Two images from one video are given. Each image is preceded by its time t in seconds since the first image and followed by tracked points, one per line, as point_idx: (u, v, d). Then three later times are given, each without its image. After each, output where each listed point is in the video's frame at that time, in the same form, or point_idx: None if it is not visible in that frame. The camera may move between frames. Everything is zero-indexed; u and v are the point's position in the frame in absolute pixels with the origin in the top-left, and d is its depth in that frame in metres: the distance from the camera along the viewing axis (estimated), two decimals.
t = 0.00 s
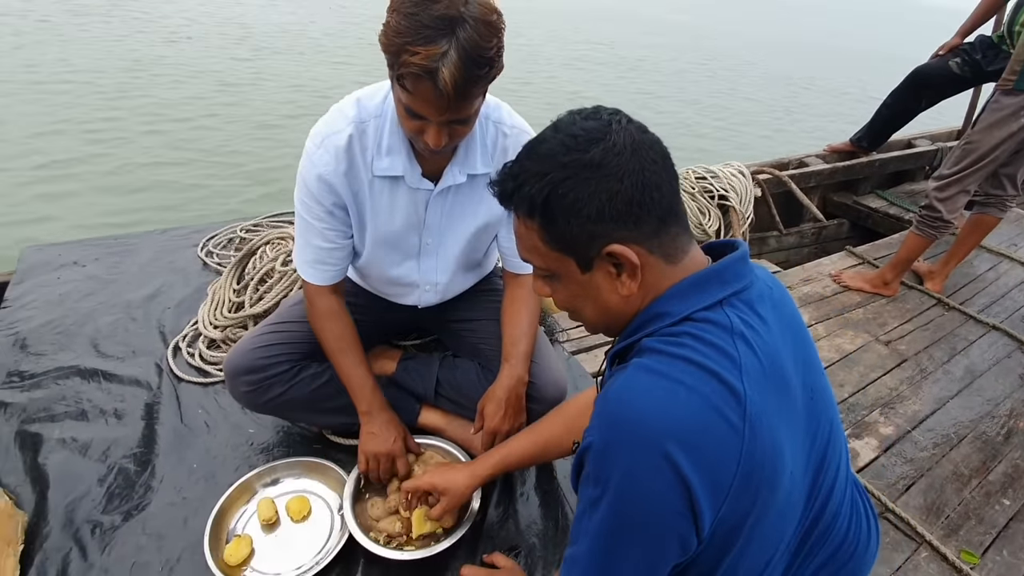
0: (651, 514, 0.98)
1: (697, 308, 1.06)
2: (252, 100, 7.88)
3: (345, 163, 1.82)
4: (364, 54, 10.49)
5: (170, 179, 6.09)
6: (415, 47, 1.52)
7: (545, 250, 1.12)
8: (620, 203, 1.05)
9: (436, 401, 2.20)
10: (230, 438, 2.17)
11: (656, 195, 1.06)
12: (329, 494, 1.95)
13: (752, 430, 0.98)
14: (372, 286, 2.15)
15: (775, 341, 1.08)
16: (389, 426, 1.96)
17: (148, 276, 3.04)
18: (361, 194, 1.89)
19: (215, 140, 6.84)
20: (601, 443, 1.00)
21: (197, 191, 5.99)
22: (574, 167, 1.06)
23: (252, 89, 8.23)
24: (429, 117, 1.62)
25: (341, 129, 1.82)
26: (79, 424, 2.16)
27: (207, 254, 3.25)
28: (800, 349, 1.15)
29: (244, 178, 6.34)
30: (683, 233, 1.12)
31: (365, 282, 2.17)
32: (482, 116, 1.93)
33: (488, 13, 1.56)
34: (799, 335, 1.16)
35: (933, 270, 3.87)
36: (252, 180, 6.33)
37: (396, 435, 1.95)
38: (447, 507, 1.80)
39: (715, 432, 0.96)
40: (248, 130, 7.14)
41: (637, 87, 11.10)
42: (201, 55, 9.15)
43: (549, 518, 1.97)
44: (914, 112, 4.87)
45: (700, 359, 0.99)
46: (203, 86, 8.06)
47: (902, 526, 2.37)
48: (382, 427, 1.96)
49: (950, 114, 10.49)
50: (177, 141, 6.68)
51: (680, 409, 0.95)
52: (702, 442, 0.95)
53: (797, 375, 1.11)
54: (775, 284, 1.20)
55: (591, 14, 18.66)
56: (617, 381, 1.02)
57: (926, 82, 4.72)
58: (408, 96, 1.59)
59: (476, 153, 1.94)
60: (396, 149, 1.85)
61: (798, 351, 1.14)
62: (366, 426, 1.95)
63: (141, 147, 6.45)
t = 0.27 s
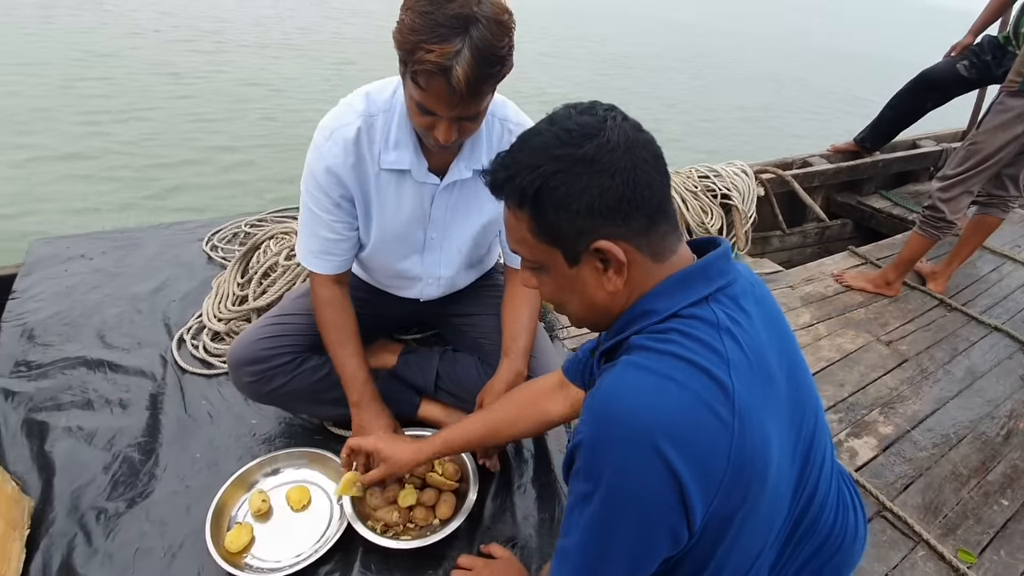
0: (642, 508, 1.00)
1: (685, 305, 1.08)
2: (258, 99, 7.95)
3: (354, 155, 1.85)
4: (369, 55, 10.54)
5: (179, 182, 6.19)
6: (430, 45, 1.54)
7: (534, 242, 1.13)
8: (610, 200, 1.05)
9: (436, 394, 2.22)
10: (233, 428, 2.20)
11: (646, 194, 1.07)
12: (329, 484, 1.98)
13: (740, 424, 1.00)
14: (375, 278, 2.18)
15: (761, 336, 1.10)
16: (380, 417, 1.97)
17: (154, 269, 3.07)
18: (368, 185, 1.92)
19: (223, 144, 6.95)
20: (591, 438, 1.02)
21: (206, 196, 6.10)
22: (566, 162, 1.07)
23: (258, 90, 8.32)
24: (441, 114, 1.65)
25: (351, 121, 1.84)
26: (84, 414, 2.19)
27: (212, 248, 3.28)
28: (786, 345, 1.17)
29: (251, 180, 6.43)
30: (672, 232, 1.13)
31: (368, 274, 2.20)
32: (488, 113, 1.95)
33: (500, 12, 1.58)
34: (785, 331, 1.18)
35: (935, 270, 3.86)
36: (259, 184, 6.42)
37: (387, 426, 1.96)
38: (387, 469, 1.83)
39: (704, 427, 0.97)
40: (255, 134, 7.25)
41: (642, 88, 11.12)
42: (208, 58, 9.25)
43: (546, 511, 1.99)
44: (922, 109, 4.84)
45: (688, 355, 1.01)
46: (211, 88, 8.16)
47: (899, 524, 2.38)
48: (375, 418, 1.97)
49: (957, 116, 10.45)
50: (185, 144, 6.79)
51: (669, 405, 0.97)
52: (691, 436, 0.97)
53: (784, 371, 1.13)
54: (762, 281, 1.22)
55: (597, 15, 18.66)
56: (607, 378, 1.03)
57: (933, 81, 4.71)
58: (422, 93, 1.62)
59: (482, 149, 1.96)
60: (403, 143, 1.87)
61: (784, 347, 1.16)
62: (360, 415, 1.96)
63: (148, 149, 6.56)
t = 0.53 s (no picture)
0: (637, 491, 0.99)
1: (684, 289, 1.07)
2: (270, 91, 7.98)
3: (365, 140, 1.85)
4: (381, 50, 10.56)
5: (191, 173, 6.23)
6: (451, 31, 1.53)
7: (531, 236, 1.12)
8: (601, 187, 1.04)
9: (440, 383, 2.22)
10: (238, 413, 2.21)
11: (638, 178, 1.06)
12: (333, 470, 1.99)
13: (737, 408, 0.99)
14: (381, 266, 2.18)
15: (761, 323, 1.09)
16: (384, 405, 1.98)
17: (164, 256, 3.10)
18: (378, 172, 1.92)
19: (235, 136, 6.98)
20: (587, 421, 1.01)
21: (218, 186, 6.13)
22: (553, 154, 1.06)
23: (271, 84, 8.37)
24: (457, 101, 1.64)
25: (362, 106, 1.84)
26: (93, 396, 2.22)
27: (221, 237, 3.31)
28: (786, 332, 1.15)
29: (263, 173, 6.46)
30: (667, 216, 1.12)
31: (374, 262, 2.20)
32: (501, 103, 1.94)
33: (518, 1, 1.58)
34: (787, 319, 1.17)
35: (947, 272, 3.81)
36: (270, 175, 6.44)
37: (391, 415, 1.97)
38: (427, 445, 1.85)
39: (700, 411, 0.96)
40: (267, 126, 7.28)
41: (653, 89, 11.09)
42: (222, 50, 9.31)
43: (547, 502, 1.99)
44: (937, 113, 4.81)
45: (685, 339, 1.00)
46: (224, 81, 8.21)
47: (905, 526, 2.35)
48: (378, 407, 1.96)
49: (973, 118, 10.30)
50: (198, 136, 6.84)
51: (665, 388, 0.96)
52: (687, 420, 0.96)
53: (783, 357, 1.12)
54: (763, 268, 1.20)
55: (610, 13, 18.56)
56: (603, 361, 1.02)
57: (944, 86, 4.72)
58: (439, 79, 1.61)
59: (493, 137, 1.96)
60: (414, 129, 1.87)
61: (784, 334, 1.14)
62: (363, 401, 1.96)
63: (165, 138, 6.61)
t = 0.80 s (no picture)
0: (642, 481, 0.96)
1: (694, 275, 1.02)
2: (276, 75, 7.91)
3: (370, 124, 1.81)
4: (390, 36, 10.45)
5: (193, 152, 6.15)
6: (462, 10, 1.48)
7: (532, 230, 1.08)
8: (601, 177, 1.00)
9: (442, 373, 2.19)
10: (237, 398, 2.19)
11: (638, 166, 1.01)
12: (331, 458, 1.96)
13: (747, 399, 0.95)
14: (385, 254, 2.14)
15: (774, 313, 1.04)
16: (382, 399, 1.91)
17: (166, 238, 3.07)
18: (382, 157, 1.87)
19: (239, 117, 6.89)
20: (592, 409, 0.98)
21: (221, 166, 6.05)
22: (549, 146, 1.02)
23: (277, 66, 8.28)
24: (466, 84, 1.60)
25: (367, 89, 1.80)
26: (91, 377, 2.20)
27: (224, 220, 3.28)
28: (800, 324, 1.11)
29: (266, 156, 6.39)
30: (672, 203, 1.07)
31: (377, 249, 2.17)
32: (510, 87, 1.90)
33: None
34: (800, 310, 1.13)
35: (957, 273, 3.75)
36: (273, 158, 6.37)
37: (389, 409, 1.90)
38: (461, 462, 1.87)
39: (709, 401, 0.93)
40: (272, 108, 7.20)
41: (661, 87, 10.98)
42: (229, 32, 9.22)
43: (548, 496, 1.96)
44: (951, 113, 4.73)
45: (695, 327, 0.96)
46: (231, 65, 8.15)
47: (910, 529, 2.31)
48: (372, 400, 1.90)
49: (988, 119, 10.14)
50: (202, 116, 6.77)
51: (673, 376, 0.92)
52: (695, 410, 0.92)
53: (796, 350, 1.07)
54: (778, 257, 1.16)
55: (621, 4, 18.35)
56: (610, 348, 0.99)
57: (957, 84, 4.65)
58: (448, 61, 1.56)
59: (502, 123, 1.91)
60: (421, 113, 1.83)
61: (798, 326, 1.10)
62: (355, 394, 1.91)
63: (167, 120, 6.57)
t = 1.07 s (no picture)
0: (649, 477, 0.92)
1: (710, 266, 0.98)
2: (281, 52, 7.76)
3: (372, 108, 1.76)
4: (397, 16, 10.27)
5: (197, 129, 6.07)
6: None
7: (540, 223, 1.04)
8: (612, 164, 0.96)
9: (443, 363, 2.16)
10: (236, 384, 2.16)
11: (650, 152, 0.97)
12: (329, 446, 1.94)
13: (761, 395, 0.92)
14: (388, 241, 2.10)
15: (792, 308, 1.01)
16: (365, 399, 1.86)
17: (167, 220, 3.03)
18: (385, 142, 1.83)
19: (242, 91, 6.77)
20: (599, 401, 0.94)
21: (225, 142, 5.96)
22: (556, 133, 0.97)
23: (281, 39, 8.11)
24: (472, 69, 1.55)
25: (370, 71, 1.75)
26: (89, 360, 2.17)
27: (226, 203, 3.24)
28: (818, 320, 1.07)
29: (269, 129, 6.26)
30: (686, 191, 1.02)
31: (381, 237, 2.12)
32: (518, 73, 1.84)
33: None
34: (818, 306, 1.09)
35: (967, 273, 3.69)
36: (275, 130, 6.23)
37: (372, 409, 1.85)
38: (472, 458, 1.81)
39: (722, 396, 0.89)
40: (276, 82, 7.05)
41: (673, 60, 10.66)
42: (234, 9, 9.07)
43: (548, 490, 1.94)
44: (965, 110, 4.63)
45: (709, 319, 0.92)
46: (235, 39, 7.99)
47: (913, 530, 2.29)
48: (358, 399, 1.86)
49: (1003, 115, 9.97)
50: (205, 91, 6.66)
51: (686, 370, 0.89)
52: (708, 405, 0.89)
53: (814, 347, 1.04)
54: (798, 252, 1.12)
55: None
56: (620, 339, 0.95)
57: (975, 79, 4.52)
58: (454, 45, 1.51)
59: (508, 109, 1.86)
60: (425, 97, 1.78)
61: (817, 322, 1.06)
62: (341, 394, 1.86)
63: (169, 94, 6.44)
